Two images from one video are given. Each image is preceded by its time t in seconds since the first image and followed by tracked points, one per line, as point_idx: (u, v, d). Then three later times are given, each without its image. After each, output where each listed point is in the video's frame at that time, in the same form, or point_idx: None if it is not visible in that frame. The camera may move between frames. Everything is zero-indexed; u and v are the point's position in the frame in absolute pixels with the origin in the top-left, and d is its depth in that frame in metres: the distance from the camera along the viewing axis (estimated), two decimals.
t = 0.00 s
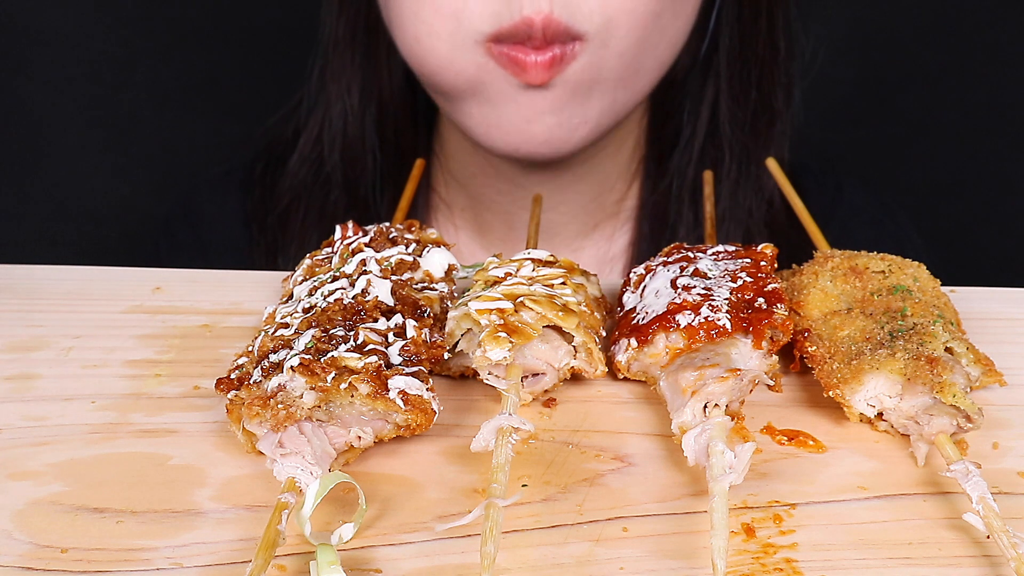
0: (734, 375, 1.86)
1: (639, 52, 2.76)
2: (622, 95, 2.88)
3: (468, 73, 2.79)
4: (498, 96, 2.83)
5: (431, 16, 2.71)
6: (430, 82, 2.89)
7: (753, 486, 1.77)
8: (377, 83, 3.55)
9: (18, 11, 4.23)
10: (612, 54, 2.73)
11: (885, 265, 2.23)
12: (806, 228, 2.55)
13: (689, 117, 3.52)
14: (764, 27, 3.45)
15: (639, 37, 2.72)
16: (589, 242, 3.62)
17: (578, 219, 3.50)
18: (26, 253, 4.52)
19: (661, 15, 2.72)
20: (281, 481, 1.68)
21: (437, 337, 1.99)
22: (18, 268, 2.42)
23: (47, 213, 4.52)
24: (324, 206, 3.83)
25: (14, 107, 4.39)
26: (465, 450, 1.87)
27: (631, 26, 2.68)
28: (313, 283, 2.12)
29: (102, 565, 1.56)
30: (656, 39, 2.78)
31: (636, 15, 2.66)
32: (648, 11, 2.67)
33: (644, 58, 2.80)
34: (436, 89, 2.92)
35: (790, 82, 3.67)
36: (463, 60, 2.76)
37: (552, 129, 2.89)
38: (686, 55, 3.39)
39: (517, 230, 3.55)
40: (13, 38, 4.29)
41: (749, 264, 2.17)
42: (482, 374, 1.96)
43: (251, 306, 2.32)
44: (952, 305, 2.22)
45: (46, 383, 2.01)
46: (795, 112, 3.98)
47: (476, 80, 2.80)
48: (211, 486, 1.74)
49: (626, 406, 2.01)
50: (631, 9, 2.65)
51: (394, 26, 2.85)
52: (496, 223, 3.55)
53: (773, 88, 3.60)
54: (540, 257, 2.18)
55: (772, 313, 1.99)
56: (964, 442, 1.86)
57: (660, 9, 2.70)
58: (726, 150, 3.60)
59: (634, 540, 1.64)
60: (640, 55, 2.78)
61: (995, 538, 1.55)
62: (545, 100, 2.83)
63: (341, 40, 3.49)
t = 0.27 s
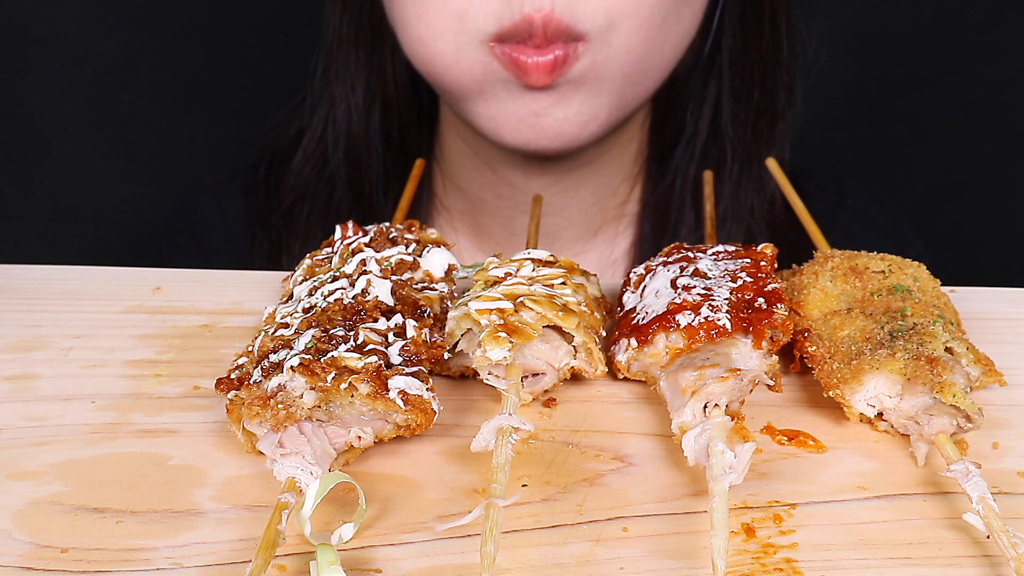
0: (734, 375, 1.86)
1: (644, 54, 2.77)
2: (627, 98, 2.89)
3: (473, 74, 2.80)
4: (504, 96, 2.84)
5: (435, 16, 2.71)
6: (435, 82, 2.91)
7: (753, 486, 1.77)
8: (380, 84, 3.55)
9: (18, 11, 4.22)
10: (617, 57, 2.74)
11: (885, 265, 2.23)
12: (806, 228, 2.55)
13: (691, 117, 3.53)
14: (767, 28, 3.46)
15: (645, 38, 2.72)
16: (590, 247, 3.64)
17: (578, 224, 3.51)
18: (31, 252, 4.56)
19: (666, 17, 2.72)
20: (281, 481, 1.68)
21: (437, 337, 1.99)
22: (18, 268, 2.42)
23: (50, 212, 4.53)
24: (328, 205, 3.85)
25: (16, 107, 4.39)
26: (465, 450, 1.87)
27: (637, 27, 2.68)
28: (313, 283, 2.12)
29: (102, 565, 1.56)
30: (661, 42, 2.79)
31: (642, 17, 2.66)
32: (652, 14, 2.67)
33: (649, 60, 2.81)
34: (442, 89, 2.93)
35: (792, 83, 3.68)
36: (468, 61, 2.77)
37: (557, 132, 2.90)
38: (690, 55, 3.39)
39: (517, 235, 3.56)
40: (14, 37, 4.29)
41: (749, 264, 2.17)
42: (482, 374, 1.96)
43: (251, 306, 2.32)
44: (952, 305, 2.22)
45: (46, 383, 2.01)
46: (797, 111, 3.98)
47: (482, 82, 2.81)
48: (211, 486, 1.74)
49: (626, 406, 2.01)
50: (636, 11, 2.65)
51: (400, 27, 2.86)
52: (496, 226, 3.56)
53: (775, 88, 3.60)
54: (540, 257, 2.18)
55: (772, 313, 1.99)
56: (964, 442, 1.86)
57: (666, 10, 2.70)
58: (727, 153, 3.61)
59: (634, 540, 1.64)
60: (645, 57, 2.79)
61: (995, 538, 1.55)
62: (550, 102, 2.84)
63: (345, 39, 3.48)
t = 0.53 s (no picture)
0: (734, 375, 1.86)
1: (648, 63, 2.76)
2: (632, 108, 2.89)
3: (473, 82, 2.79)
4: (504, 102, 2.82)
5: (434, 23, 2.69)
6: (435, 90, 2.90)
7: (753, 485, 1.77)
8: (381, 84, 3.55)
9: (18, 11, 4.22)
10: (621, 66, 2.73)
11: (885, 265, 2.23)
12: (806, 228, 2.55)
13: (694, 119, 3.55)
14: (768, 32, 3.45)
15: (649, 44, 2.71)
16: (592, 250, 3.60)
17: (579, 227, 3.49)
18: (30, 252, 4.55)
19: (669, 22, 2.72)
20: (281, 481, 1.68)
21: (437, 337, 1.99)
22: (18, 268, 2.42)
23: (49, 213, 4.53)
24: (327, 207, 3.86)
25: (17, 107, 4.40)
26: (465, 450, 1.87)
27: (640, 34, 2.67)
28: (313, 283, 2.12)
29: (102, 565, 1.56)
30: (664, 47, 2.78)
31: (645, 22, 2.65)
32: (655, 20, 2.66)
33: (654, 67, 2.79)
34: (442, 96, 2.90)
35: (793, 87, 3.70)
36: (479, 82, 2.77)
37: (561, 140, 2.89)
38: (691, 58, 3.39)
39: (517, 236, 3.55)
40: (14, 38, 4.30)
41: (749, 264, 2.17)
42: (482, 374, 1.96)
43: (251, 306, 2.32)
44: (952, 305, 2.22)
45: (46, 383, 2.01)
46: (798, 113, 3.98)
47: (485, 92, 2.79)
48: (211, 486, 1.74)
49: (626, 406, 2.01)
50: (638, 20, 2.64)
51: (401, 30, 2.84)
52: (496, 228, 3.55)
53: (776, 90, 3.61)
54: (540, 257, 2.18)
55: (772, 313, 1.99)
56: (964, 442, 1.86)
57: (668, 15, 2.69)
58: (729, 156, 3.62)
59: (634, 540, 1.64)
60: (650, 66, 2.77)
61: (995, 538, 1.55)
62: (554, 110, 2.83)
63: (343, 42, 3.48)
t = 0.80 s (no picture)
0: (734, 375, 1.86)
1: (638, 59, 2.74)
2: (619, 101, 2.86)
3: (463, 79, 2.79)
4: (495, 99, 2.82)
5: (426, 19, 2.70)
6: (427, 90, 2.90)
7: (753, 485, 1.77)
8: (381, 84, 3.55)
9: (18, 11, 4.22)
10: (609, 62, 2.71)
11: (885, 265, 2.23)
12: (807, 228, 2.55)
13: (692, 121, 3.52)
14: (767, 32, 3.45)
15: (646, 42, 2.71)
16: (590, 250, 3.62)
17: (577, 227, 3.50)
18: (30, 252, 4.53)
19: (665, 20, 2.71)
20: (281, 481, 1.68)
21: (437, 337, 1.99)
22: (18, 268, 2.42)
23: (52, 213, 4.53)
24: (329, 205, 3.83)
25: (18, 107, 4.40)
26: (465, 450, 1.87)
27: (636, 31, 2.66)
28: (313, 283, 2.12)
29: (102, 565, 1.56)
30: (661, 47, 2.77)
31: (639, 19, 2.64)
32: (646, 19, 2.65)
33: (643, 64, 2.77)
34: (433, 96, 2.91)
35: (792, 88, 3.69)
36: (455, 65, 2.77)
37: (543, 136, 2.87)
38: (689, 60, 3.39)
39: (515, 238, 3.55)
40: (14, 37, 4.29)
41: (749, 264, 2.17)
42: (482, 374, 1.96)
43: (251, 306, 2.32)
44: (952, 305, 2.22)
45: (46, 383, 2.01)
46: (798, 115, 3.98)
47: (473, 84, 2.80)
48: (211, 486, 1.74)
49: (626, 406, 2.01)
50: (629, 17, 2.62)
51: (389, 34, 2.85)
52: (495, 230, 3.56)
53: (774, 92, 3.61)
54: (540, 257, 2.18)
55: (772, 313, 1.99)
56: (964, 442, 1.86)
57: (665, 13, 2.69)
58: (728, 159, 3.61)
59: (634, 540, 1.64)
60: (639, 63, 2.75)
61: (995, 538, 1.55)
62: (540, 101, 2.80)
63: (345, 40, 3.48)
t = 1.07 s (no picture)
0: (734, 375, 1.86)
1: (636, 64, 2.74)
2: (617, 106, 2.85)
3: (462, 81, 2.79)
4: (494, 100, 2.80)
5: (423, 22, 2.69)
6: (424, 92, 2.89)
7: (753, 486, 1.77)
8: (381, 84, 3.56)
9: (17, 11, 4.22)
10: (608, 67, 2.70)
11: (885, 265, 2.23)
12: (807, 227, 2.55)
13: (692, 122, 3.53)
14: (765, 33, 3.45)
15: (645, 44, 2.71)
16: (591, 251, 3.63)
17: (577, 227, 3.50)
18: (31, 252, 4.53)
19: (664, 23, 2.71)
20: (281, 481, 1.68)
21: (437, 337, 1.99)
22: (18, 268, 2.42)
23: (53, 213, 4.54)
24: (329, 205, 3.82)
25: (19, 107, 4.40)
26: (465, 450, 1.87)
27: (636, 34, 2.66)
28: (312, 283, 2.12)
29: (102, 565, 1.56)
30: (660, 48, 2.77)
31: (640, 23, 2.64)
32: (644, 24, 2.65)
33: (642, 68, 2.76)
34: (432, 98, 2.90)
35: (791, 87, 3.70)
36: (448, 71, 2.76)
37: (541, 137, 2.86)
38: (688, 60, 3.39)
39: (515, 238, 3.55)
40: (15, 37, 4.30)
41: (749, 264, 2.17)
42: (482, 374, 1.96)
43: (251, 306, 2.32)
44: (953, 305, 2.22)
45: (46, 383, 2.01)
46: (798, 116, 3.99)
47: (471, 88, 2.78)
48: (211, 486, 1.74)
49: (626, 406, 2.01)
50: (627, 23, 2.62)
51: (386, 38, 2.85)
52: (495, 230, 3.56)
53: (773, 91, 3.61)
54: (540, 257, 2.18)
55: (772, 313, 1.99)
56: (964, 442, 1.86)
57: (663, 17, 2.69)
58: (728, 158, 3.61)
59: (634, 540, 1.64)
60: (638, 67, 2.75)
61: (995, 538, 1.55)
62: (540, 101, 2.79)
63: (345, 40, 3.49)
